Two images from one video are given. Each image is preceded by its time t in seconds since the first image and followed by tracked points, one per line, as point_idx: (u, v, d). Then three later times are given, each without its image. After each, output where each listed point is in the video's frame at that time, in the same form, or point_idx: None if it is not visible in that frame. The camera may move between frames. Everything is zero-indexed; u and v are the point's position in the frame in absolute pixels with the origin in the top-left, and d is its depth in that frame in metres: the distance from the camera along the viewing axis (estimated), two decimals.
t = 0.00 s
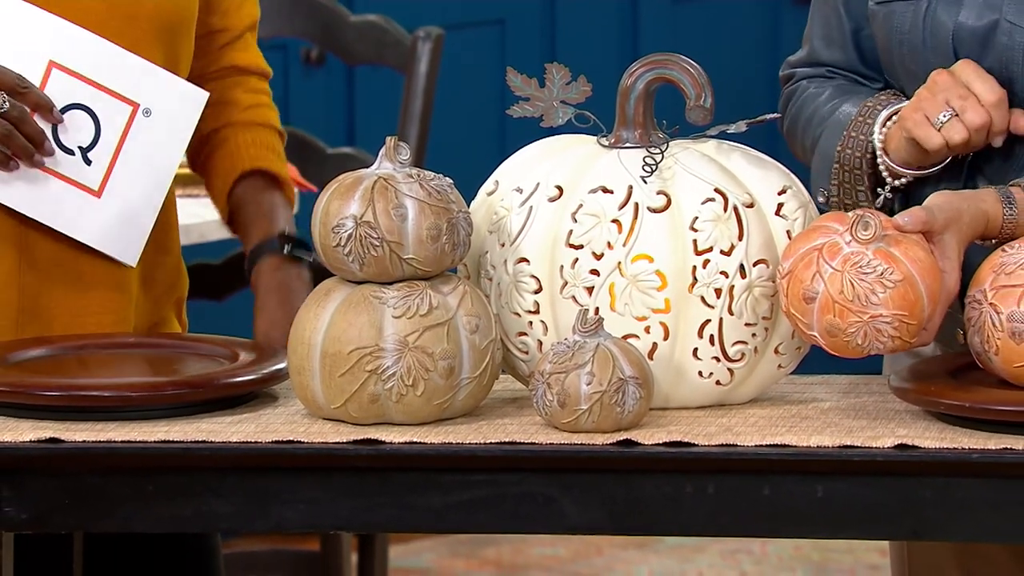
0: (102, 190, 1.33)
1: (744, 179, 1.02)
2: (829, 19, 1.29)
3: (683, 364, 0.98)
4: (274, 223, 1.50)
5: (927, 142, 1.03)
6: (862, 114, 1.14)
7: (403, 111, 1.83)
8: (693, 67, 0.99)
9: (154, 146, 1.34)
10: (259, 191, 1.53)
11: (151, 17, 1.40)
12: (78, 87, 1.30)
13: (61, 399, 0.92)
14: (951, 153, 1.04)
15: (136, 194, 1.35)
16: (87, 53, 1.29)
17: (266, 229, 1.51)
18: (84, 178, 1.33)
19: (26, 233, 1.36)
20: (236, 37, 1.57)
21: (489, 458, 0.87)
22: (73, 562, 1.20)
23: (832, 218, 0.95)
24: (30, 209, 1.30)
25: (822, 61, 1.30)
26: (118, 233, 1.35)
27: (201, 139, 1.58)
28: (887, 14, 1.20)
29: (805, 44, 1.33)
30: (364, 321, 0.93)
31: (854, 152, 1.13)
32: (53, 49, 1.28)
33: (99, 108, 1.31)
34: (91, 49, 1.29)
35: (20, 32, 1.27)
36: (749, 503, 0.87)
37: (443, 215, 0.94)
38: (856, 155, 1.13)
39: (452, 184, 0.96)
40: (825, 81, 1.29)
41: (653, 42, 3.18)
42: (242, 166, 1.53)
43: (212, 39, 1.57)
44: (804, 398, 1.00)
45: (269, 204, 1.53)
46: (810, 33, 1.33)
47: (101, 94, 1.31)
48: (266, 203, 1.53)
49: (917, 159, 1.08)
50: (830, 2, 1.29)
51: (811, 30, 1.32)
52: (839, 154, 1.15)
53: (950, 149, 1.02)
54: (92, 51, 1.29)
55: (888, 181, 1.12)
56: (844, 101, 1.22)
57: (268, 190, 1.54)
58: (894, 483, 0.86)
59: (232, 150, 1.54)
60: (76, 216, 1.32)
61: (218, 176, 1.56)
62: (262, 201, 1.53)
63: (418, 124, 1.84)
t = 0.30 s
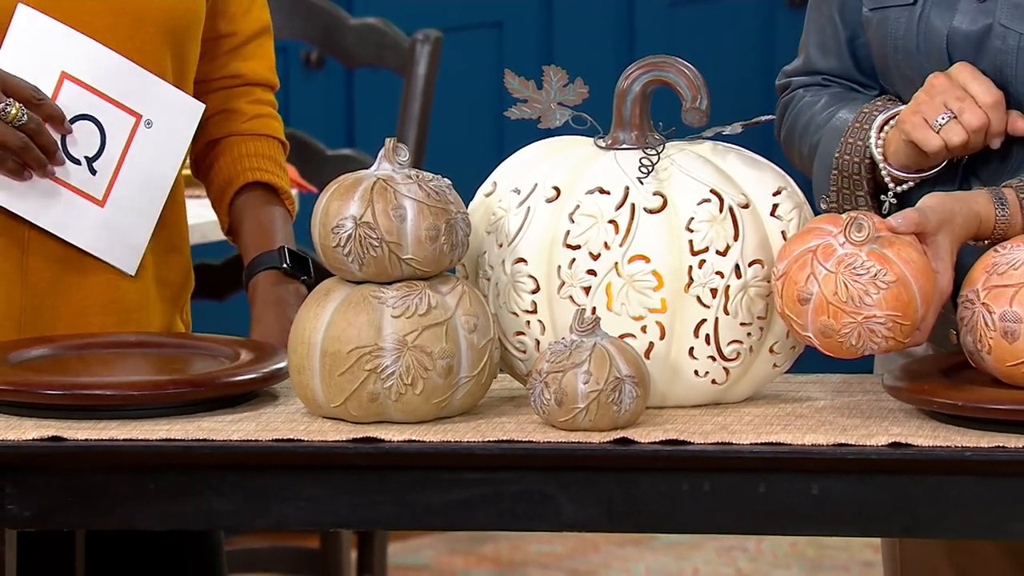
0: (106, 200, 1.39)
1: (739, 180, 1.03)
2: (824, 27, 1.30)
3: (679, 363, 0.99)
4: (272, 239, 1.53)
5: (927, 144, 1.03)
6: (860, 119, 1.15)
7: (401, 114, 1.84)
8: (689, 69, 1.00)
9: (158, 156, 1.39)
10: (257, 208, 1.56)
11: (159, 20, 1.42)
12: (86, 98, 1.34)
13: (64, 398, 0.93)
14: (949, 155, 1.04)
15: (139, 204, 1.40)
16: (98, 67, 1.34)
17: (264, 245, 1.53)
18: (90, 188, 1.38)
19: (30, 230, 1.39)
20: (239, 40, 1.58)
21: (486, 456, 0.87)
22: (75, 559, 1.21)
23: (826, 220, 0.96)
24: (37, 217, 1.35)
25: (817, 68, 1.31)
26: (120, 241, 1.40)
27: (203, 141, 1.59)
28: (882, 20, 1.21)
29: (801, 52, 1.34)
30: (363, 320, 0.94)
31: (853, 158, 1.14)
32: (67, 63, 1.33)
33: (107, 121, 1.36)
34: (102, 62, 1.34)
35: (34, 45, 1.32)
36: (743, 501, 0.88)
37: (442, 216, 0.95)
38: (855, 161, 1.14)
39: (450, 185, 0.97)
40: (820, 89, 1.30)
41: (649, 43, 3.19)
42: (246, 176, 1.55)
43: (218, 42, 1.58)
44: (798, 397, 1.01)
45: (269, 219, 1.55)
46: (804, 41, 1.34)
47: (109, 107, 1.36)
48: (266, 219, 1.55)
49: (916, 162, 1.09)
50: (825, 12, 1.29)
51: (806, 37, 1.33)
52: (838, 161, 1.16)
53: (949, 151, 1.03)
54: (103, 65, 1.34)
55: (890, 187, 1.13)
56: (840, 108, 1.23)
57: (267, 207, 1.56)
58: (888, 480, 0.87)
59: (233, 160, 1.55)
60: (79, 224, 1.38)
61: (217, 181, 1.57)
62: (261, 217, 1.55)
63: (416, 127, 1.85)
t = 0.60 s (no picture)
0: (104, 203, 1.36)
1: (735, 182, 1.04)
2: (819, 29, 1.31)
3: (674, 362, 1.00)
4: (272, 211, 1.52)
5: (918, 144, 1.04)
6: (855, 120, 1.16)
7: (399, 115, 1.85)
8: (685, 72, 1.01)
9: (162, 164, 1.37)
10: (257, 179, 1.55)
11: (164, 22, 1.42)
12: (92, 101, 1.35)
13: (64, 397, 0.94)
14: (942, 154, 1.05)
15: (139, 211, 1.37)
16: (107, 72, 1.35)
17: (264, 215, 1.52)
18: (88, 189, 1.36)
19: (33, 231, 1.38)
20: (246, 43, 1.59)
21: (484, 454, 0.88)
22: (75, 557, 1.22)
23: (821, 220, 0.97)
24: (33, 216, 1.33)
25: (813, 70, 1.32)
26: (115, 245, 1.36)
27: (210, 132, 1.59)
28: (877, 22, 1.21)
29: (798, 55, 1.35)
30: (361, 320, 0.95)
31: (848, 158, 1.15)
32: (76, 68, 1.34)
33: (115, 125, 1.37)
34: (111, 68, 1.35)
35: (44, 48, 1.32)
36: (738, 499, 0.88)
37: (440, 217, 0.96)
38: (850, 161, 1.15)
39: (448, 186, 0.98)
40: (817, 90, 1.30)
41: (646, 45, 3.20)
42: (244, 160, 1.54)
43: (225, 44, 1.59)
44: (792, 396, 1.02)
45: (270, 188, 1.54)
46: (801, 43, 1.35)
47: (116, 112, 1.36)
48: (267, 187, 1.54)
49: (910, 161, 1.10)
50: (822, 15, 1.30)
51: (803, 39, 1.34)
52: (833, 160, 1.16)
53: (941, 150, 1.04)
54: (112, 70, 1.35)
55: (884, 187, 1.14)
56: (835, 111, 1.24)
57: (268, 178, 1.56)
58: (882, 478, 0.87)
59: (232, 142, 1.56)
60: (75, 222, 1.35)
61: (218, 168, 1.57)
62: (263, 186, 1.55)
63: (414, 128, 1.85)
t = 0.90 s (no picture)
0: (108, 213, 1.32)
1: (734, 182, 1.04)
2: (819, 29, 1.31)
3: (673, 362, 1.00)
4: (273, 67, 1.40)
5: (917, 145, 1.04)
6: (855, 120, 1.16)
7: (399, 114, 1.85)
8: (684, 72, 1.01)
9: (169, 177, 1.33)
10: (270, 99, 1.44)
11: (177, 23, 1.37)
12: (98, 113, 1.30)
13: (63, 397, 0.94)
14: (941, 154, 1.05)
15: (144, 223, 1.33)
16: (115, 83, 1.30)
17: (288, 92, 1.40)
18: (91, 200, 1.31)
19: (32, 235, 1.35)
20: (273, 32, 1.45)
21: (483, 455, 0.88)
22: (75, 557, 1.22)
23: (820, 220, 0.97)
24: (35, 226, 1.28)
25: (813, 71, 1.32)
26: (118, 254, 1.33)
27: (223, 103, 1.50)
28: (876, 22, 1.21)
29: (798, 55, 1.35)
30: (360, 320, 0.95)
31: (848, 158, 1.15)
32: (83, 79, 1.29)
33: (120, 137, 1.32)
34: (119, 78, 1.30)
35: (50, 59, 1.27)
36: (738, 499, 0.88)
37: (439, 217, 0.96)
38: (850, 161, 1.15)
39: (447, 187, 0.98)
40: (817, 91, 1.30)
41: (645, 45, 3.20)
42: (251, 104, 1.44)
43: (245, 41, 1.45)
44: (791, 396, 1.02)
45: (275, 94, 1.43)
46: (801, 43, 1.35)
47: (123, 124, 1.31)
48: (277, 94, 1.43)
49: (909, 161, 1.10)
50: (822, 15, 1.30)
51: (803, 39, 1.34)
52: (833, 161, 1.16)
53: (940, 149, 1.03)
54: (120, 81, 1.30)
55: (884, 187, 1.14)
56: (836, 111, 1.24)
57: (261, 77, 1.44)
58: (880, 478, 0.87)
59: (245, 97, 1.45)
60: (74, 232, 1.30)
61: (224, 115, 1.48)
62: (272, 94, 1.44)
63: (414, 128, 1.85)
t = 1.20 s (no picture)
0: (108, 215, 1.30)
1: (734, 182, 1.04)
2: (818, 30, 1.31)
3: (673, 362, 1.00)
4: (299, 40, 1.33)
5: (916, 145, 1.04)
6: (853, 121, 1.16)
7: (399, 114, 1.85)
8: (683, 72, 1.01)
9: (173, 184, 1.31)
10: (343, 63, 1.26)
11: (175, 25, 1.35)
12: (103, 118, 1.27)
13: (63, 397, 0.94)
14: (940, 154, 1.05)
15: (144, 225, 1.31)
16: (122, 88, 1.26)
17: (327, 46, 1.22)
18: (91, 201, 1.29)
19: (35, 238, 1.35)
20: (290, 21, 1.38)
21: (482, 454, 0.88)
22: (75, 556, 1.22)
23: (820, 220, 0.97)
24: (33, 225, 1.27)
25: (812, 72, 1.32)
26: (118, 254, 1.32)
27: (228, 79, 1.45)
28: (875, 22, 1.21)
29: (797, 56, 1.35)
30: (359, 319, 0.95)
31: (847, 158, 1.15)
32: (88, 81, 1.25)
33: (126, 142, 1.28)
34: (125, 83, 1.26)
35: (51, 59, 1.24)
36: (738, 499, 0.88)
37: (439, 217, 0.96)
38: (850, 161, 1.15)
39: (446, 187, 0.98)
40: (817, 91, 1.31)
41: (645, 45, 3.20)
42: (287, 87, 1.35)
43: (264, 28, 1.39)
44: (791, 396, 1.02)
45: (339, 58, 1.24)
46: (801, 44, 1.35)
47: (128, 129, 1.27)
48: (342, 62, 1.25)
49: (908, 162, 1.10)
50: (821, 16, 1.30)
51: (802, 40, 1.34)
52: (832, 161, 1.16)
53: (939, 151, 1.04)
54: (127, 86, 1.26)
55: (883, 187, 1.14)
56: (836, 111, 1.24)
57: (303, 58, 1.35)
58: (880, 478, 0.87)
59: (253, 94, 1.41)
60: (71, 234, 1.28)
61: (253, 104, 1.40)
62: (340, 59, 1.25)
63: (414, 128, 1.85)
